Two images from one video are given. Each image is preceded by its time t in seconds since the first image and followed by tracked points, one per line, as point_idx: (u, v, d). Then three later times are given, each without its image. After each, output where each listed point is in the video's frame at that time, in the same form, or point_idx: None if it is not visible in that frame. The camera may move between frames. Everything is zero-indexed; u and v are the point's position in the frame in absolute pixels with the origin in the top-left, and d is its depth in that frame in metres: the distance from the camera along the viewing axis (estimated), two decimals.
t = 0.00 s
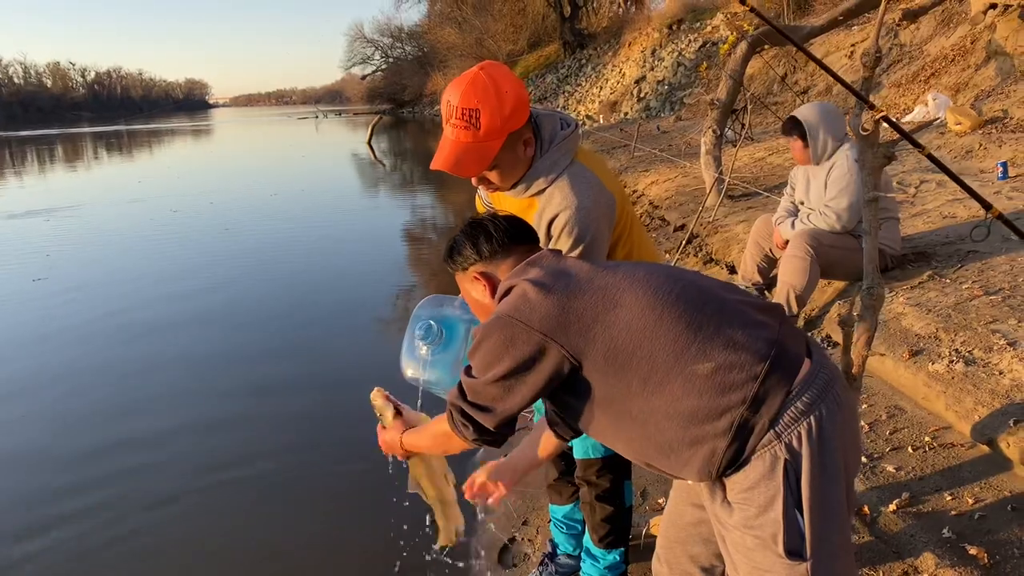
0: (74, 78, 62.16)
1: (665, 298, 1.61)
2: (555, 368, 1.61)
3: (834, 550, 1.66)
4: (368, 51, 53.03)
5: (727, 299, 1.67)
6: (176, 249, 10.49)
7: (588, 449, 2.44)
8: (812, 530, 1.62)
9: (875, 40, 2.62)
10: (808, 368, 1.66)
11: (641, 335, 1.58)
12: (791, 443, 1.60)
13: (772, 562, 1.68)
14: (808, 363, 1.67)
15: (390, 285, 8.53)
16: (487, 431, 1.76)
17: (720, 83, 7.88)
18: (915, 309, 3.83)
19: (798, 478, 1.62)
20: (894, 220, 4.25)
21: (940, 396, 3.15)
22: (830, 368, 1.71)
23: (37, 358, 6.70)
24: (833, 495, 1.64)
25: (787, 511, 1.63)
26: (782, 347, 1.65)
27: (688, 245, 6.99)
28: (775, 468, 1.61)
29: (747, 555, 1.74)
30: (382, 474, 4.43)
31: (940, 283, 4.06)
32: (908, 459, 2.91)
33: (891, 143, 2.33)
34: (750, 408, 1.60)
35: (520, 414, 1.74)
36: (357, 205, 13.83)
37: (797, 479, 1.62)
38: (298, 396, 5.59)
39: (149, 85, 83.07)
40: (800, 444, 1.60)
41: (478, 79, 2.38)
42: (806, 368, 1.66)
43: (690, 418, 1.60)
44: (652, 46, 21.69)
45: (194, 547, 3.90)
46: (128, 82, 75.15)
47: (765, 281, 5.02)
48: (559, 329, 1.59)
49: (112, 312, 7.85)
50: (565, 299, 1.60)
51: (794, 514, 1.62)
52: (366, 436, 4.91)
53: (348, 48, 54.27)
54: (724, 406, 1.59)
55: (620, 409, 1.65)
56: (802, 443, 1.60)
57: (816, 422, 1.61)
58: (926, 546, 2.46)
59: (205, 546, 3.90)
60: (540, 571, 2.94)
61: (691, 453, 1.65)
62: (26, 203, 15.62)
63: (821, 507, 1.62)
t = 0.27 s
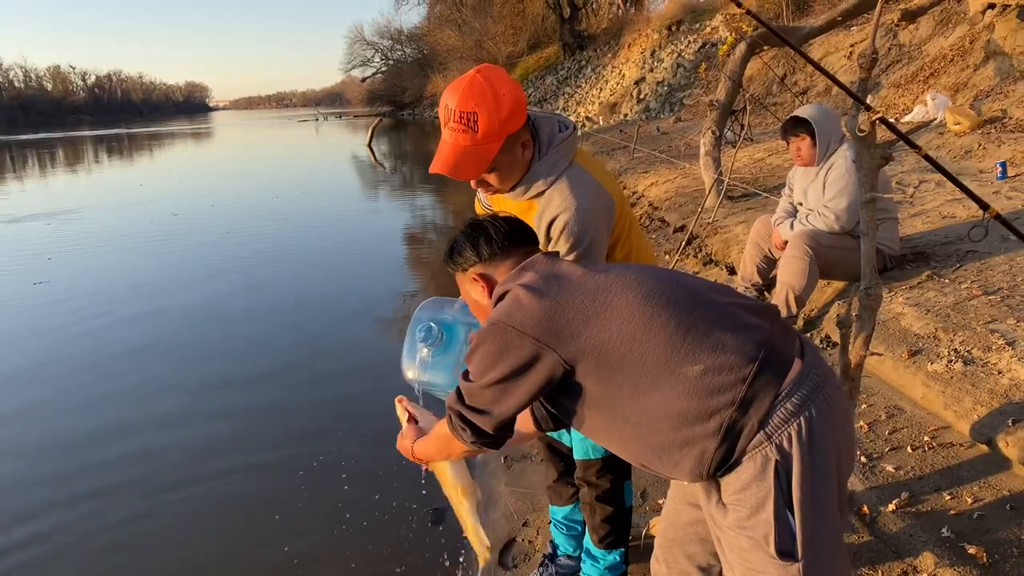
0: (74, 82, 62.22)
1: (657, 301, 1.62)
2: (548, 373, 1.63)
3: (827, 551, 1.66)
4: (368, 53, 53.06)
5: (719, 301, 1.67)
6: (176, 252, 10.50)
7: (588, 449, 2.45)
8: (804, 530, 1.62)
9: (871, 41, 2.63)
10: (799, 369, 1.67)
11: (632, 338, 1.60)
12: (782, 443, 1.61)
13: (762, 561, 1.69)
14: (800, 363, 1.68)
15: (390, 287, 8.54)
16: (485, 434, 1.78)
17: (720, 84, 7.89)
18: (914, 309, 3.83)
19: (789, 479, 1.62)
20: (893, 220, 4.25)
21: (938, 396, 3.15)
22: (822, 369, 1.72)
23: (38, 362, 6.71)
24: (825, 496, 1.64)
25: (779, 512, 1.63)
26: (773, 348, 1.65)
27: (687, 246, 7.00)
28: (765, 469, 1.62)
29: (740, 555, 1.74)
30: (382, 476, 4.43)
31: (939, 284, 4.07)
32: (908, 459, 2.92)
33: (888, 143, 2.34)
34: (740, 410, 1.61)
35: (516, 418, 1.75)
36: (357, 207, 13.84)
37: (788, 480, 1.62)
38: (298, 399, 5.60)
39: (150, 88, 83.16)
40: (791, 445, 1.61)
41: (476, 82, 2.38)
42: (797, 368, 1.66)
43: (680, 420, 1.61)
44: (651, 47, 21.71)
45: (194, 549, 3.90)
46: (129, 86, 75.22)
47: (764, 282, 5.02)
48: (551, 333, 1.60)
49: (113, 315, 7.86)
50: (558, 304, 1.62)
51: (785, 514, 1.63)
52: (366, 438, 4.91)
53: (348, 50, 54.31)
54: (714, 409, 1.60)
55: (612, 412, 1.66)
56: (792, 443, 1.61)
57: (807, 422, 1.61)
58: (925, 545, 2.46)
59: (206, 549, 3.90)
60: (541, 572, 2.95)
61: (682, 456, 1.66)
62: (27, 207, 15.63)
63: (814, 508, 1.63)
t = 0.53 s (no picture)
0: (76, 85, 62.28)
1: (651, 301, 1.62)
2: (543, 372, 1.63)
3: (820, 551, 1.66)
4: (369, 56, 53.12)
5: (713, 301, 1.68)
6: (177, 255, 10.51)
7: (588, 451, 2.45)
8: (797, 530, 1.63)
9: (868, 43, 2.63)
10: (792, 369, 1.67)
11: (626, 338, 1.60)
12: (774, 444, 1.61)
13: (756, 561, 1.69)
14: (793, 364, 1.69)
15: (391, 289, 8.55)
16: (482, 434, 1.78)
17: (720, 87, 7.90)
18: (914, 311, 3.83)
19: (782, 479, 1.63)
20: (893, 221, 4.25)
21: (938, 397, 3.15)
22: (815, 370, 1.72)
23: (39, 365, 6.72)
24: (818, 496, 1.65)
25: (772, 512, 1.64)
26: (766, 349, 1.66)
27: (688, 248, 7.01)
28: (759, 469, 1.62)
29: (734, 555, 1.75)
30: (383, 479, 4.43)
31: (940, 285, 4.07)
32: (908, 461, 2.91)
33: (887, 146, 2.34)
34: (733, 410, 1.61)
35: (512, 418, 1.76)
36: (358, 209, 13.86)
37: (780, 480, 1.62)
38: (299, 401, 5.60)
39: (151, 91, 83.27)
40: (783, 445, 1.61)
41: (475, 86, 2.39)
42: (790, 369, 1.67)
43: (674, 420, 1.62)
44: (652, 49, 21.73)
45: (196, 552, 3.90)
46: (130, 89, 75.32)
47: (765, 283, 5.02)
48: (546, 333, 1.61)
49: (114, 318, 7.87)
50: (553, 304, 1.62)
51: (778, 514, 1.63)
52: (367, 440, 4.92)
53: (349, 53, 54.35)
54: (707, 408, 1.60)
55: (607, 412, 1.67)
56: (785, 444, 1.61)
57: (799, 423, 1.62)
58: (925, 547, 2.46)
59: (207, 552, 3.90)
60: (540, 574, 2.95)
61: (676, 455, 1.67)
62: (28, 210, 15.64)
63: (806, 508, 1.63)
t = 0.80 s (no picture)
0: (79, 88, 62.38)
1: (653, 305, 1.63)
2: (547, 374, 1.64)
3: (823, 553, 1.67)
4: (371, 59, 53.20)
5: (715, 304, 1.68)
6: (179, 258, 10.52)
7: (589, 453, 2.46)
8: (799, 532, 1.63)
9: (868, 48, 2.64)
10: (794, 372, 1.68)
11: (629, 341, 1.61)
12: (778, 446, 1.62)
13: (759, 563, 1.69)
14: (795, 366, 1.69)
15: (392, 292, 8.56)
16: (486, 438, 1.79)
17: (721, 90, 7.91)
18: (916, 315, 3.83)
19: (785, 481, 1.63)
20: (894, 225, 4.26)
21: (940, 401, 3.15)
22: (817, 372, 1.73)
23: (41, 367, 6.73)
24: (820, 498, 1.65)
25: (775, 513, 1.64)
26: (768, 351, 1.66)
27: (689, 251, 7.01)
28: (761, 471, 1.62)
29: (737, 557, 1.75)
30: (385, 482, 4.44)
31: (941, 289, 4.07)
32: (909, 464, 2.91)
33: (887, 150, 2.35)
34: (736, 412, 1.61)
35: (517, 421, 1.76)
36: (360, 212, 13.88)
37: (783, 482, 1.63)
38: (300, 404, 5.61)
39: (154, 94, 83.47)
40: (787, 448, 1.61)
41: (479, 95, 2.39)
42: (793, 371, 1.67)
43: (677, 422, 1.62)
44: (654, 53, 21.76)
45: (199, 554, 3.91)
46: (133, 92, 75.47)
47: (766, 287, 5.02)
48: (549, 336, 1.62)
49: (116, 321, 7.88)
50: (556, 307, 1.63)
51: (781, 516, 1.63)
52: (369, 443, 4.92)
53: (351, 56, 54.39)
54: (710, 410, 1.61)
55: (611, 414, 1.67)
56: (788, 446, 1.61)
57: (803, 425, 1.62)
58: (926, 551, 2.46)
59: (209, 554, 3.91)
60: None
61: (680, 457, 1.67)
62: (30, 213, 15.65)
63: (809, 510, 1.63)
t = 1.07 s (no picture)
0: (81, 90, 62.49)
1: (654, 309, 1.63)
2: (547, 377, 1.64)
3: (824, 557, 1.67)
4: (374, 62, 53.28)
5: (716, 309, 1.69)
6: (180, 260, 10.53)
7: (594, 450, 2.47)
8: (801, 535, 1.63)
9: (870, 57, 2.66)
10: (795, 376, 1.68)
11: (630, 345, 1.61)
12: (779, 449, 1.62)
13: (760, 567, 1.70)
14: (795, 371, 1.70)
15: (393, 295, 8.57)
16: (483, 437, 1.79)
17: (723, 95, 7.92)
18: (916, 320, 3.84)
19: (786, 484, 1.63)
20: (895, 232, 4.26)
21: (939, 407, 3.15)
22: (816, 376, 1.73)
23: (42, 368, 6.74)
24: (822, 502, 1.65)
25: (776, 517, 1.64)
26: (768, 356, 1.67)
27: (690, 256, 7.02)
28: (763, 474, 1.63)
29: (738, 561, 1.75)
30: (385, 484, 4.44)
31: (941, 295, 4.07)
32: (908, 470, 2.92)
33: (888, 157, 2.37)
34: (736, 416, 1.62)
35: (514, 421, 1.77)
36: (361, 215, 13.89)
37: (785, 485, 1.63)
38: (300, 406, 5.62)
39: (156, 96, 83.60)
40: (788, 451, 1.62)
41: (491, 105, 2.39)
42: (793, 376, 1.68)
43: (677, 426, 1.63)
44: (656, 58, 21.80)
45: (199, 555, 3.91)
46: (136, 94, 75.61)
47: (766, 292, 5.03)
48: (550, 339, 1.62)
49: (117, 322, 7.89)
50: (558, 311, 1.64)
51: (782, 519, 1.63)
52: (369, 445, 4.93)
53: (353, 59, 54.47)
54: (710, 415, 1.61)
55: (610, 418, 1.68)
56: (790, 449, 1.62)
57: (803, 429, 1.63)
58: (924, 556, 2.46)
59: (210, 555, 3.91)
60: None
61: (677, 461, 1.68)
62: (32, 214, 15.68)
63: (810, 513, 1.64)
